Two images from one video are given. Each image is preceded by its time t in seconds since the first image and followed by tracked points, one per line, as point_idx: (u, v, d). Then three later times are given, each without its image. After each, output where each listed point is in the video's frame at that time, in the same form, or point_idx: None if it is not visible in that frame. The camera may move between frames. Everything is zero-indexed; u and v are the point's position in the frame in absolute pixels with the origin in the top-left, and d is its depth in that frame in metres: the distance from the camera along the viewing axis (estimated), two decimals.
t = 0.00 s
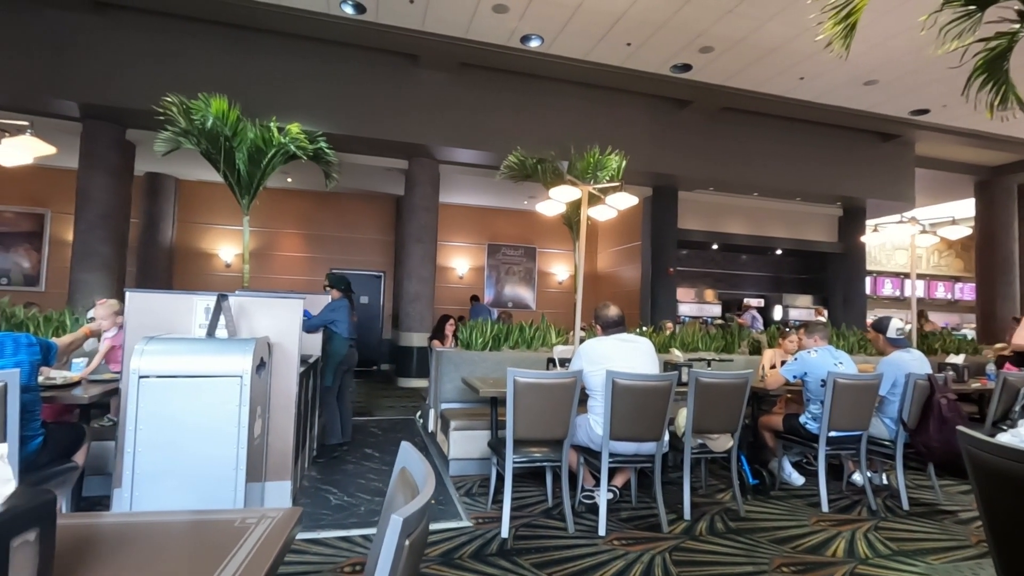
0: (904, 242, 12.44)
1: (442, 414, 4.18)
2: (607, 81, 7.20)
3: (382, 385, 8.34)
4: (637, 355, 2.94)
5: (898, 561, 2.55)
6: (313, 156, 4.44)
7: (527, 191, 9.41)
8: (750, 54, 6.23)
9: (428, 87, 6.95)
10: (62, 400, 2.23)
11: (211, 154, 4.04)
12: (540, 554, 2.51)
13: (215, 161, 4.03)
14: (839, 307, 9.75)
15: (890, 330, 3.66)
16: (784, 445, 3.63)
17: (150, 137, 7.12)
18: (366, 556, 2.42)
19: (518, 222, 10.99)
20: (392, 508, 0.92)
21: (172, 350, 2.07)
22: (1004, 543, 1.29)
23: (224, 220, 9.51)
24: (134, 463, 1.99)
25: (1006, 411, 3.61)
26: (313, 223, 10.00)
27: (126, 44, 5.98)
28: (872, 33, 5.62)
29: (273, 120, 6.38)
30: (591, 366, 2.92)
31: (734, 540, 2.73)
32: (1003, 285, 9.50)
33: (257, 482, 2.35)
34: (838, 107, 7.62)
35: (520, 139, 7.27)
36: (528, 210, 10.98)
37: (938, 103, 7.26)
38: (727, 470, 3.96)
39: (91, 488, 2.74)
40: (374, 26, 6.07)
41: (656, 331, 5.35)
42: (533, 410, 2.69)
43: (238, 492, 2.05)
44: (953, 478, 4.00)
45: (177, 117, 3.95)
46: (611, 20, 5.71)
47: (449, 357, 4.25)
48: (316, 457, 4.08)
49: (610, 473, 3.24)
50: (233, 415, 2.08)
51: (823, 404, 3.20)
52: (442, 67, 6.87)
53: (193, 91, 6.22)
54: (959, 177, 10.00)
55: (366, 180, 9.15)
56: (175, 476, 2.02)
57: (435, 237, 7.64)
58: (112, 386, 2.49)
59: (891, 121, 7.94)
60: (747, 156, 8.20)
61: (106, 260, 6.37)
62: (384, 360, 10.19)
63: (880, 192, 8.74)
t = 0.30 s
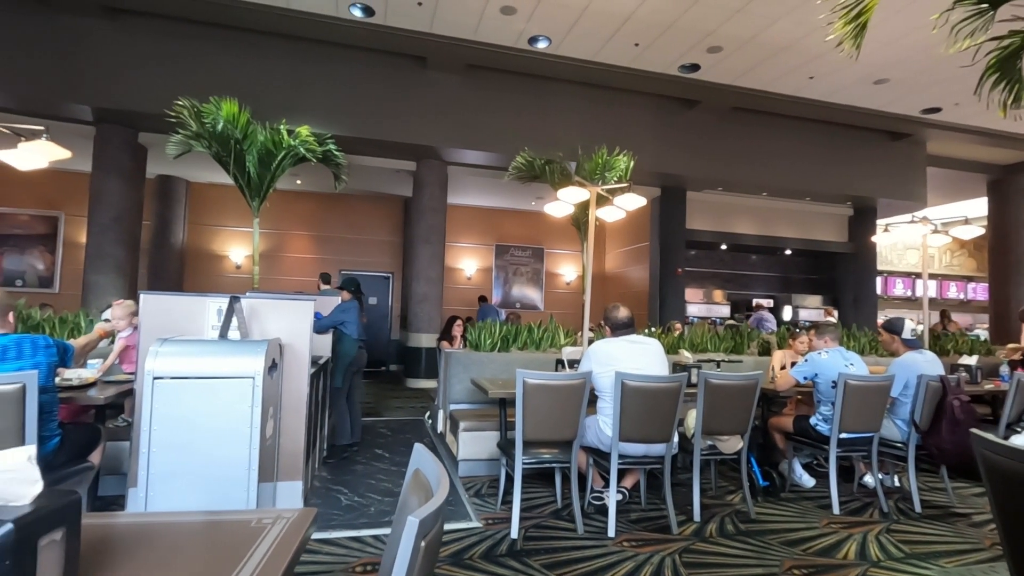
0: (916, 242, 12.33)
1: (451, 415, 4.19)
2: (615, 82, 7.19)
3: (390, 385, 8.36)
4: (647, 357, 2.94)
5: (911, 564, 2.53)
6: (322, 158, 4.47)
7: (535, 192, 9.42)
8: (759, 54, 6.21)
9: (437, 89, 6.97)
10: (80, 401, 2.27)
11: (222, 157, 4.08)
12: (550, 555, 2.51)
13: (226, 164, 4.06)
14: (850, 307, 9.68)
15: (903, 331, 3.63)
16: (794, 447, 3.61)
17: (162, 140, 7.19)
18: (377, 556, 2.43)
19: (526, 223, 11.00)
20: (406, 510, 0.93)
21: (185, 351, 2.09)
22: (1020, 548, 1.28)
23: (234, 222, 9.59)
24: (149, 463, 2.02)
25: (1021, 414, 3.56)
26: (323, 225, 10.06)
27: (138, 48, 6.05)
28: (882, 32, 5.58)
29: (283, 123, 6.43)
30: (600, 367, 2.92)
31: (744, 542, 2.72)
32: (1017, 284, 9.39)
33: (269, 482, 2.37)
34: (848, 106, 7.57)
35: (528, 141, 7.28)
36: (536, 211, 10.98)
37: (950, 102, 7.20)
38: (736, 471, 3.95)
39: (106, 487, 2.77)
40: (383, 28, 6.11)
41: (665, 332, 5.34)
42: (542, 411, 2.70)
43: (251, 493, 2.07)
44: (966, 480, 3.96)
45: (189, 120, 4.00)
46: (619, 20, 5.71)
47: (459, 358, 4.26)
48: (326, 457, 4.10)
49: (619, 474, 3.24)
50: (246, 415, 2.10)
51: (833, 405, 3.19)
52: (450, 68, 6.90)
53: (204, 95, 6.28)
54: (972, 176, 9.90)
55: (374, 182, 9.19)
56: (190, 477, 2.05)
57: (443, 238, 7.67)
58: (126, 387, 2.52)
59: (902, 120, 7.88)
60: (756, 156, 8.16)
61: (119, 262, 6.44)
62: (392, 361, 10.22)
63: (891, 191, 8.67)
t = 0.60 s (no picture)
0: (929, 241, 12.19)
1: (461, 415, 4.20)
2: (623, 83, 7.18)
3: (400, 386, 8.39)
4: (658, 358, 2.93)
5: (926, 567, 2.51)
6: (333, 160, 4.49)
7: (544, 192, 9.43)
8: (769, 52, 6.17)
9: (446, 90, 6.99)
10: (98, 401, 2.31)
11: (234, 159, 4.12)
12: (561, 556, 2.51)
13: (237, 166, 4.10)
14: (862, 308, 9.61)
15: (918, 332, 3.59)
16: (806, 449, 3.58)
17: (175, 144, 7.27)
18: (389, 556, 2.44)
19: (535, 223, 11.00)
20: (422, 510, 0.93)
21: (200, 352, 2.11)
22: None
23: (246, 223, 9.67)
24: (165, 463, 2.05)
25: None
26: (333, 226, 10.12)
27: (152, 52, 6.12)
28: (895, 30, 5.53)
29: (294, 126, 6.48)
30: (611, 368, 2.92)
31: (756, 544, 2.71)
32: None
33: (283, 481, 2.39)
34: (860, 104, 7.51)
35: (536, 141, 7.29)
36: (545, 212, 10.98)
37: (964, 100, 7.12)
38: (748, 473, 3.93)
39: (123, 486, 2.81)
40: (392, 30, 6.14)
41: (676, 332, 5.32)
42: (553, 412, 2.70)
43: (265, 492, 2.09)
44: (981, 483, 3.91)
45: (201, 123, 4.04)
46: (628, 21, 5.70)
47: (469, 359, 4.27)
48: (338, 457, 4.13)
49: (630, 475, 3.23)
50: (260, 416, 2.12)
51: (846, 406, 3.16)
52: (459, 70, 6.92)
53: (216, 98, 6.34)
54: (987, 175, 9.77)
55: (384, 183, 9.23)
56: (205, 476, 2.07)
57: (453, 239, 7.69)
58: (141, 388, 2.55)
59: (915, 118, 7.80)
60: (767, 156, 8.11)
61: (133, 264, 6.51)
62: (402, 361, 10.26)
63: (904, 190, 8.59)
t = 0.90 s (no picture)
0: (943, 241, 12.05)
1: (471, 416, 4.21)
2: (632, 83, 7.17)
3: (410, 386, 8.42)
4: (668, 359, 2.93)
5: (941, 571, 2.49)
6: (344, 162, 4.52)
7: (553, 193, 9.42)
8: (780, 52, 6.14)
9: (455, 92, 7.01)
10: (115, 401, 2.35)
11: (246, 162, 4.16)
12: (572, 557, 2.51)
13: (249, 168, 4.14)
14: (875, 309, 9.58)
15: (934, 333, 3.55)
16: (819, 450, 3.56)
17: (187, 146, 7.35)
18: (400, 555, 2.46)
19: (544, 224, 10.99)
20: (435, 512, 0.94)
21: (215, 353, 2.14)
22: None
23: (258, 225, 9.75)
24: (180, 462, 2.08)
25: None
26: (343, 227, 10.18)
27: (165, 56, 6.20)
28: (907, 28, 5.48)
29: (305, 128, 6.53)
30: (621, 369, 2.92)
31: (768, 546, 2.70)
32: None
33: (295, 480, 2.41)
34: (872, 103, 7.44)
35: (546, 142, 7.29)
36: (554, 212, 10.97)
37: (978, 98, 7.04)
38: (759, 475, 3.91)
39: (139, 485, 2.84)
40: (402, 33, 6.17)
41: (686, 333, 5.30)
42: (564, 414, 2.70)
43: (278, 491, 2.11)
44: (997, 486, 3.87)
45: (213, 126, 4.08)
46: (637, 21, 5.70)
47: (479, 360, 4.28)
48: (349, 458, 4.15)
49: (640, 477, 3.23)
50: (273, 416, 2.14)
51: (859, 408, 3.14)
52: (468, 71, 6.94)
53: (229, 101, 6.41)
54: (1002, 173, 9.64)
55: (394, 185, 9.27)
56: (220, 475, 2.10)
57: (462, 240, 7.71)
58: (157, 388, 2.59)
59: (929, 116, 7.72)
60: (778, 155, 8.06)
61: (147, 265, 6.59)
62: (411, 361, 10.29)
63: (918, 189, 8.50)
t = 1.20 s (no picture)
0: (981, 239, 11.67)
1: (495, 416, 4.22)
2: (656, 82, 7.11)
3: (433, 386, 8.47)
4: (694, 360, 2.90)
5: None
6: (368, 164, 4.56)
7: (575, 193, 9.40)
8: (808, 46, 6.02)
9: (477, 93, 7.04)
10: (151, 398, 2.43)
11: (273, 165, 4.24)
12: (596, 558, 2.50)
13: (277, 172, 4.22)
14: (909, 309, 9.46)
15: (973, 334, 3.44)
16: (849, 454, 3.48)
17: (217, 151, 7.53)
18: (426, 553, 2.48)
19: (566, 224, 10.97)
20: (462, 510, 0.95)
21: (245, 352, 2.19)
22: None
23: (285, 227, 9.93)
24: (213, 458, 2.13)
25: None
26: (368, 228, 10.30)
27: (196, 63, 6.36)
28: (942, 19, 5.33)
29: (331, 131, 6.63)
30: (645, 370, 2.90)
31: (797, 551, 2.65)
32: None
33: (322, 478, 2.46)
34: (904, 98, 7.25)
35: (568, 141, 7.27)
36: (577, 212, 10.94)
37: (1017, 90, 6.82)
38: (787, 478, 3.84)
39: (173, 480, 2.93)
40: (425, 36, 6.23)
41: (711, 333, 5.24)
42: (588, 415, 2.70)
43: (306, 489, 2.15)
44: None
45: (242, 131, 4.17)
46: (661, 19, 5.65)
47: (502, 360, 4.29)
48: (374, 456, 4.20)
49: (665, 478, 3.20)
50: (301, 415, 2.18)
51: (891, 411, 3.07)
52: (490, 73, 6.96)
53: (257, 106, 6.54)
54: None
55: (417, 186, 9.35)
56: (250, 472, 2.14)
57: (485, 240, 7.74)
58: (190, 386, 2.66)
59: (965, 110, 7.49)
60: (806, 153, 7.90)
61: (179, 266, 6.76)
62: (434, 361, 10.35)
63: (953, 186, 8.25)
